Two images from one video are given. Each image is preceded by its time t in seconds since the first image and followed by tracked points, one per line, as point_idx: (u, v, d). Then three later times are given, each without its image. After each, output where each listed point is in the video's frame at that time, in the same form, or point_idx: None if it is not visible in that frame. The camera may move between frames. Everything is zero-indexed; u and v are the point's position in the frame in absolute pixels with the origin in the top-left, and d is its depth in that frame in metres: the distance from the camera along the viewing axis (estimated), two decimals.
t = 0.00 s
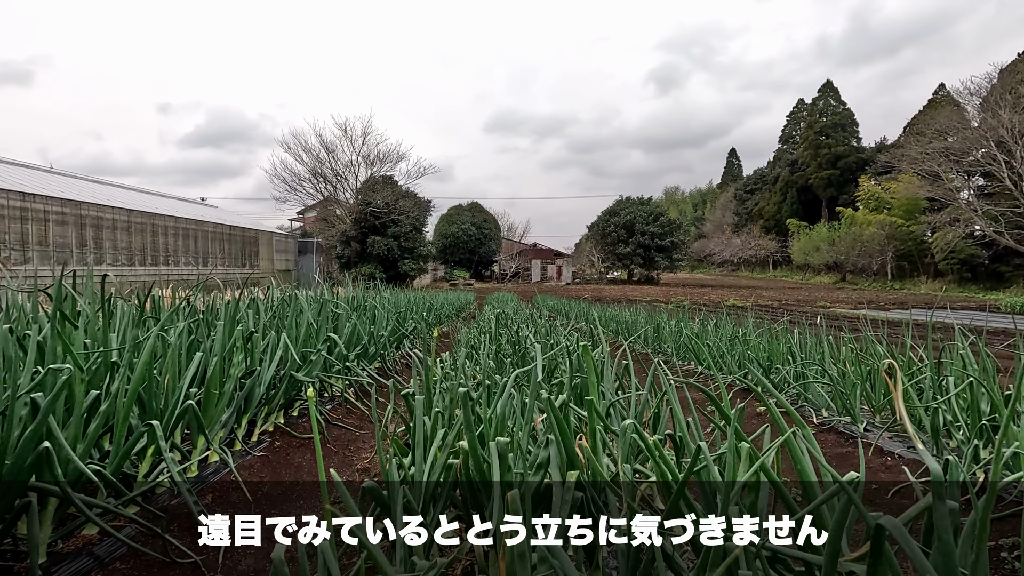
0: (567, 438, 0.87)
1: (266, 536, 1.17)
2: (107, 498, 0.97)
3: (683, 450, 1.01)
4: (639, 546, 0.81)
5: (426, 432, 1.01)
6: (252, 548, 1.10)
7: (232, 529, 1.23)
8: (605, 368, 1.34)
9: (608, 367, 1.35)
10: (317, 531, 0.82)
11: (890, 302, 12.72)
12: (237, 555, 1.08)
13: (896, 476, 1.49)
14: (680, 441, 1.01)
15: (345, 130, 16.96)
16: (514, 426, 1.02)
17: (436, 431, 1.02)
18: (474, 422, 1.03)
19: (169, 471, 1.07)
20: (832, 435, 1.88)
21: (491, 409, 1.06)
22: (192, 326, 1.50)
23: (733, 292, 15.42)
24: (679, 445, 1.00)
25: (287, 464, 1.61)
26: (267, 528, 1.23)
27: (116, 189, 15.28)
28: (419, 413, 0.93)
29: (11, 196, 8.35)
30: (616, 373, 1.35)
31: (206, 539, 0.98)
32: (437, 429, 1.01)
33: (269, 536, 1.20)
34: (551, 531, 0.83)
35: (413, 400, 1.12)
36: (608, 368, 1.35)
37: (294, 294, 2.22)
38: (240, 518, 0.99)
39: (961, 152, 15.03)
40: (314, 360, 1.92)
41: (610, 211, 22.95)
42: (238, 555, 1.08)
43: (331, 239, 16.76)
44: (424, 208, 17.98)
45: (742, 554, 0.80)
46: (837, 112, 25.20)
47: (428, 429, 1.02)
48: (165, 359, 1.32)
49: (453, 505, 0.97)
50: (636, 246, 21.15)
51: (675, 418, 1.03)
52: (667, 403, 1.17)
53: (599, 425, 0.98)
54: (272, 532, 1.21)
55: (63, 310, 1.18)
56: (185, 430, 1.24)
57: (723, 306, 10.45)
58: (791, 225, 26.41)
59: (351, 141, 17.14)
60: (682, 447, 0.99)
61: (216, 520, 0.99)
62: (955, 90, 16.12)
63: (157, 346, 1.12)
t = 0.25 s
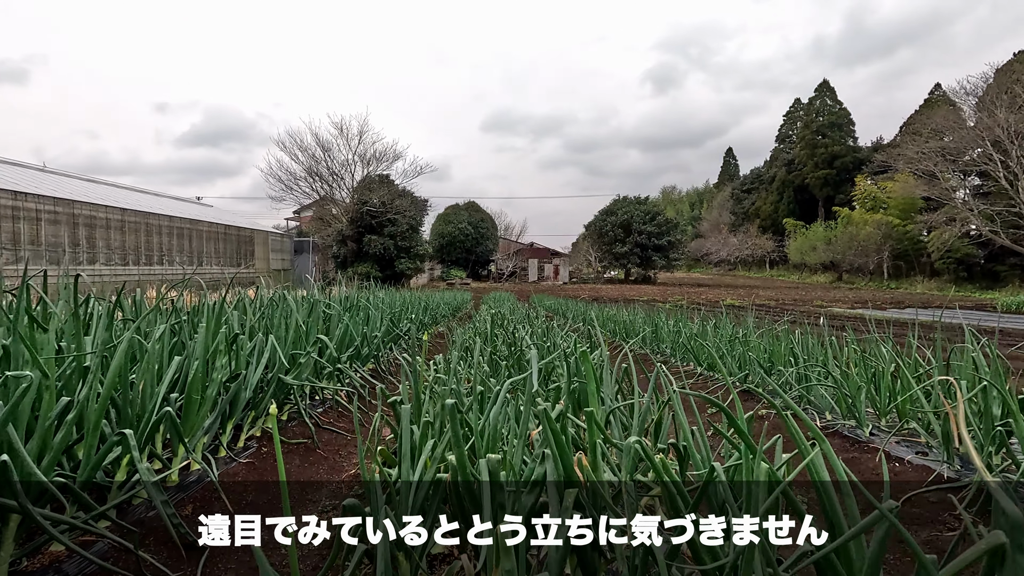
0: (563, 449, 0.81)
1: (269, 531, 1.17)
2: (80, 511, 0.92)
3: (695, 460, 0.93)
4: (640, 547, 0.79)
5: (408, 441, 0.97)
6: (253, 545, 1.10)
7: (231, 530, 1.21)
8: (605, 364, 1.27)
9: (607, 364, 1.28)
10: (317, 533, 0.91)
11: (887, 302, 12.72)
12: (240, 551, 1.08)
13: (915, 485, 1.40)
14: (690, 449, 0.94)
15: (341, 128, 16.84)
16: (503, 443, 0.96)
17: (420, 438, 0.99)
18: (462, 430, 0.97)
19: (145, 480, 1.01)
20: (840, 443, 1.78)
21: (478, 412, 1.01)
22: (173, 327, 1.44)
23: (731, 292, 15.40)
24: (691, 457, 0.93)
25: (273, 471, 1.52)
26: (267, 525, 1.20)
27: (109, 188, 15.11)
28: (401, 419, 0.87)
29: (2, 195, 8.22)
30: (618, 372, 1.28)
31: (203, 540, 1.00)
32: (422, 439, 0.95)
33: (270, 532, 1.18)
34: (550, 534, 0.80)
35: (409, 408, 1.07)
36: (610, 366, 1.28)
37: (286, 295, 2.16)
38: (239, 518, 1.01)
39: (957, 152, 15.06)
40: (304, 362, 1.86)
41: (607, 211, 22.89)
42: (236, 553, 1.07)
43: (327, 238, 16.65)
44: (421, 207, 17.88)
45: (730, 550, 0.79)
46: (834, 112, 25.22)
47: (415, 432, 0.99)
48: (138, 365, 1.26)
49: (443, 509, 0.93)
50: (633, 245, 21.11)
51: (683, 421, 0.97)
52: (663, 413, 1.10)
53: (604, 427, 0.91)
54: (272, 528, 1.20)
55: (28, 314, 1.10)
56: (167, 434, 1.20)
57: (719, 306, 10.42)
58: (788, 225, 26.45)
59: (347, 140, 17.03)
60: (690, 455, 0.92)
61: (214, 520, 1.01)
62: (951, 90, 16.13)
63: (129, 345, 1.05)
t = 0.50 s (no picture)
0: (565, 453, 0.77)
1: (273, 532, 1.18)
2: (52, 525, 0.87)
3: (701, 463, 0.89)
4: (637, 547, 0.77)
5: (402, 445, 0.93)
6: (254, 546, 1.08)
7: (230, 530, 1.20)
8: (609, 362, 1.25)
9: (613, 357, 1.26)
10: (315, 534, 0.90)
11: (885, 301, 12.73)
12: (240, 551, 1.07)
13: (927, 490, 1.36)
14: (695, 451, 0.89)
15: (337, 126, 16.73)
16: (501, 450, 0.91)
17: (414, 444, 0.95)
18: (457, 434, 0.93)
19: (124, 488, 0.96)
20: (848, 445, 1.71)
21: (475, 416, 0.96)
22: (158, 328, 1.38)
23: (728, 291, 15.40)
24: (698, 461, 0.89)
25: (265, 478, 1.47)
26: (267, 526, 1.19)
27: (103, 186, 14.96)
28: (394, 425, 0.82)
29: None
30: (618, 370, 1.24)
31: (203, 539, 0.97)
32: (415, 444, 0.91)
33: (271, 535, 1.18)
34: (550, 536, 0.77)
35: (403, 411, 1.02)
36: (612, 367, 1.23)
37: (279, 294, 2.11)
38: (240, 519, 0.99)
39: (953, 151, 15.08)
40: (296, 362, 1.80)
41: (605, 209, 22.84)
42: (235, 554, 1.06)
43: (324, 237, 16.56)
44: (418, 206, 17.79)
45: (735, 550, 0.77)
46: (831, 111, 25.22)
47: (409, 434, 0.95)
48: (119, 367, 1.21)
49: (440, 514, 0.90)
50: (631, 244, 21.08)
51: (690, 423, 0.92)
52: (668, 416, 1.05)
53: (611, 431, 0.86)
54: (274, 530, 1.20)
55: None
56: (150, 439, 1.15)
57: (717, 305, 10.39)
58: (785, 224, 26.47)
59: (343, 138, 16.92)
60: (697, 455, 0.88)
61: (214, 520, 0.99)
62: (948, 89, 16.15)
63: (105, 347, 1.00)
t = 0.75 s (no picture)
0: (568, 453, 0.72)
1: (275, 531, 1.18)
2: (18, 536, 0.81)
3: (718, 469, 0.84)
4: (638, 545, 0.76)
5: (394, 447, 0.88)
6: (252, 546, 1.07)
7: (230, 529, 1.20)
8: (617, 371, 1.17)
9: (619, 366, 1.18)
10: (316, 534, 0.75)
11: (882, 299, 12.73)
12: (241, 552, 1.06)
13: (936, 491, 1.33)
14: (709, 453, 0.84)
15: (334, 124, 16.63)
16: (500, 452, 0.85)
17: (406, 448, 0.88)
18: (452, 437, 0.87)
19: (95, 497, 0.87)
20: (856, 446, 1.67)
21: (470, 416, 0.91)
22: (139, 325, 1.31)
23: (726, 290, 15.38)
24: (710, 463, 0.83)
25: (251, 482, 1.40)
26: (267, 526, 1.19)
27: (97, 184, 14.83)
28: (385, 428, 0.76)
29: None
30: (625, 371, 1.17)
31: (202, 541, 0.87)
32: (409, 448, 0.85)
33: (271, 534, 1.18)
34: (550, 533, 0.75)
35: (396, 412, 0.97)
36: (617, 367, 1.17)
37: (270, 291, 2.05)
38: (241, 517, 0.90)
39: (951, 150, 15.09)
40: (287, 361, 1.74)
41: (602, 208, 22.81)
42: (237, 554, 1.05)
43: (321, 235, 16.46)
44: (415, 204, 17.69)
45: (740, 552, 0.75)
46: (829, 110, 25.21)
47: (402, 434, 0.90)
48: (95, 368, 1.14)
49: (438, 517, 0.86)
50: (628, 242, 21.05)
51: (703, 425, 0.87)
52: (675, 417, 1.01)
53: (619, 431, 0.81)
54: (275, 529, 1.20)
55: None
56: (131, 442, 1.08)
57: (716, 303, 10.34)
58: (782, 222, 26.50)
59: (340, 136, 16.81)
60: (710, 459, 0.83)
61: (215, 520, 0.88)
62: (946, 88, 16.14)
63: (77, 345, 0.92)
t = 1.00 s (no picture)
0: (573, 459, 0.68)
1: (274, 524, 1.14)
2: None
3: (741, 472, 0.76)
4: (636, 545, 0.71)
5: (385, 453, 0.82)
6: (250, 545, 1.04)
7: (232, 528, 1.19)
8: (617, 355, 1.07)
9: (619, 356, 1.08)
10: (317, 533, 0.75)
11: (880, 298, 12.71)
12: (242, 550, 1.04)
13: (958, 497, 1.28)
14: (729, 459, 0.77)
15: (331, 122, 16.52)
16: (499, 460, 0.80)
17: (398, 454, 0.83)
18: (449, 442, 0.82)
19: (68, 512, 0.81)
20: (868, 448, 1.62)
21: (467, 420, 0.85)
22: (117, 325, 1.25)
23: (725, 289, 15.32)
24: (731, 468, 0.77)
25: (239, 485, 1.34)
26: (267, 526, 1.16)
27: (93, 182, 14.71)
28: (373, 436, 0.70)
29: None
30: (633, 373, 1.11)
31: (203, 541, 0.84)
32: (400, 455, 0.79)
33: (271, 533, 1.15)
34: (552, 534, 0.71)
35: (388, 416, 0.91)
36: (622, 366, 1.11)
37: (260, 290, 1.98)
38: (243, 516, 0.87)
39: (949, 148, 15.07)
40: (278, 361, 1.68)
41: (601, 206, 22.75)
42: (237, 551, 1.03)
43: (318, 233, 16.36)
44: (413, 202, 17.61)
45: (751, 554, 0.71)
46: (827, 108, 25.19)
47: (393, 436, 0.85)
48: (67, 372, 1.07)
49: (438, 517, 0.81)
50: (627, 241, 21.00)
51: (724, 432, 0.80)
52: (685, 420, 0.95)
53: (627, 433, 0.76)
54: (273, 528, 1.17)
55: None
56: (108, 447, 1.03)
57: (714, 302, 10.26)
58: (780, 221, 26.50)
59: (338, 133, 16.71)
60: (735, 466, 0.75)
61: (215, 518, 0.86)
62: (944, 86, 16.11)
63: (42, 347, 0.85)
